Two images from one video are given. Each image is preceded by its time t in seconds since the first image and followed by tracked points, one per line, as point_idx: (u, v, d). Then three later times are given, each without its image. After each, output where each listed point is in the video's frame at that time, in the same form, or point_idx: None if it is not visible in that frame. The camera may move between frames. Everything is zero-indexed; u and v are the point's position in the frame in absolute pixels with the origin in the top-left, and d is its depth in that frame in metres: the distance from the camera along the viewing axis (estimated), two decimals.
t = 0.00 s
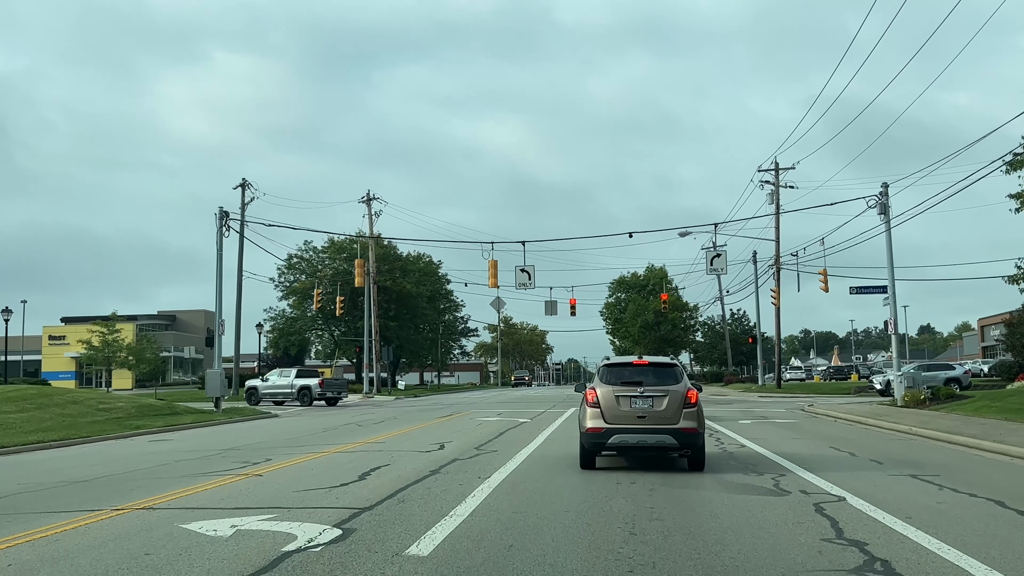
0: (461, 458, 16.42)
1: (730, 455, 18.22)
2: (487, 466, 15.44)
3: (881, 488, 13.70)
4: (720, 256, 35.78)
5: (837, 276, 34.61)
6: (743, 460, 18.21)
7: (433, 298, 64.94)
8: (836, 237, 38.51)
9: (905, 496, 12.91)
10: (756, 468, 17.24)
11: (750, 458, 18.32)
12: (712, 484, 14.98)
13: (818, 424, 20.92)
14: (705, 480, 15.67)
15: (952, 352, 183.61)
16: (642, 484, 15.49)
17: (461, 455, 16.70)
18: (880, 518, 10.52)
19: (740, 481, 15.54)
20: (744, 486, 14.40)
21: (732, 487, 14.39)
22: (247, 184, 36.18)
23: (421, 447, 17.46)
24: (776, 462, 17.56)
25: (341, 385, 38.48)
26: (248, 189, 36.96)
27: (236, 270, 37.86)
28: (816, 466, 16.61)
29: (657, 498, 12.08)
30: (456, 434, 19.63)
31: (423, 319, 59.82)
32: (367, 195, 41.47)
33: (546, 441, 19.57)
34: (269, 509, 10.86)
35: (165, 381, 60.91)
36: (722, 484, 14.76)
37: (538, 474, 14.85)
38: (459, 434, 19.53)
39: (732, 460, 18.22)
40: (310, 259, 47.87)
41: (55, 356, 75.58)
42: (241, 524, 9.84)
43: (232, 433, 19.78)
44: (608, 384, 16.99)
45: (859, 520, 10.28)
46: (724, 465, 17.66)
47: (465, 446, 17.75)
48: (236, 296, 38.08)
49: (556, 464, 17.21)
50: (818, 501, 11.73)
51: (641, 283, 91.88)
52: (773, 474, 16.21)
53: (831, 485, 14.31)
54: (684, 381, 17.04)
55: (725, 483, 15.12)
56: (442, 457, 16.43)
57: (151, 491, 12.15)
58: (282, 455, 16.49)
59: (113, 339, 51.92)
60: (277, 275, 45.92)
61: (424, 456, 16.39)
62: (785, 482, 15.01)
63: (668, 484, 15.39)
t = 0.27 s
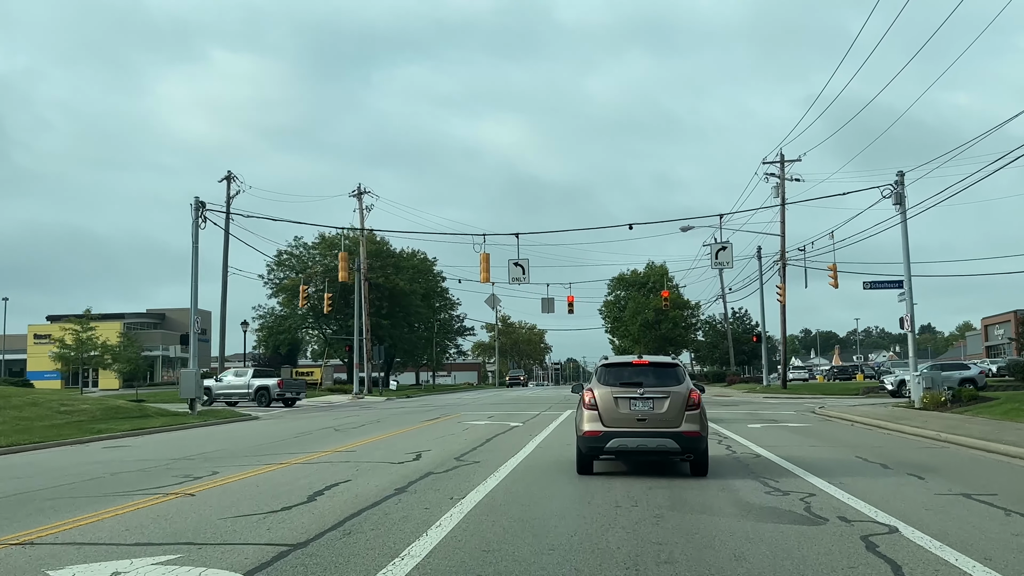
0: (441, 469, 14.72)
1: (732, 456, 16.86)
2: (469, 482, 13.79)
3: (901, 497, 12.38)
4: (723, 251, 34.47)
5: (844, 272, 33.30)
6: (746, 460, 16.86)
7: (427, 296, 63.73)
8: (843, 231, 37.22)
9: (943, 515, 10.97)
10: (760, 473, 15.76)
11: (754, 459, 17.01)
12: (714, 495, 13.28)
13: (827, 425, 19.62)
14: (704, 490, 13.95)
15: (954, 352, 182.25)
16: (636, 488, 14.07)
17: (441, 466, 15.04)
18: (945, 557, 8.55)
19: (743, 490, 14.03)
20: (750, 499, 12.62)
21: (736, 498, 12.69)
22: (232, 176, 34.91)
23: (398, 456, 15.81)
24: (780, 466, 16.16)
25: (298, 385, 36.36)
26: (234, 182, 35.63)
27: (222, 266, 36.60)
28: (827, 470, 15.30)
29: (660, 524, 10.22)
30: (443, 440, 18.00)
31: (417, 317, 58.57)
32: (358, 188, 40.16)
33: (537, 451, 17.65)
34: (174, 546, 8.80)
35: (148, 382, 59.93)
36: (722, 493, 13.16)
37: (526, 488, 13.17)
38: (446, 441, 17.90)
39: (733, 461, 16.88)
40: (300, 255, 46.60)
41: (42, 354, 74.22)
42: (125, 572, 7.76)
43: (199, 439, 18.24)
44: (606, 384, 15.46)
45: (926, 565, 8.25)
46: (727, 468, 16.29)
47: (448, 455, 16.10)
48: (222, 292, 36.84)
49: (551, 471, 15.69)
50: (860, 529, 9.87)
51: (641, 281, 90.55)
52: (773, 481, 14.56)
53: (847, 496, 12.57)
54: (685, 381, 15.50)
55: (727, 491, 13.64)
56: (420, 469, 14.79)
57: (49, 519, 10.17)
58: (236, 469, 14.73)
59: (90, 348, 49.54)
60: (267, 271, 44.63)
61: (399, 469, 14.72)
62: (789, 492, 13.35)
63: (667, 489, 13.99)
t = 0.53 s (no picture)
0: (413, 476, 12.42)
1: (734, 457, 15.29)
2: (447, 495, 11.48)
3: (929, 504, 11.01)
4: (726, 245, 33.13)
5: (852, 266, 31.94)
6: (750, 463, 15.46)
7: (421, 294, 62.54)
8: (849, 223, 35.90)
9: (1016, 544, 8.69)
10: (765, 479, 14.09)
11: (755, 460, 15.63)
12: (726, 510, 11.03)
13: (838, 423, 18.28)
14: (712, 503, 11.72)
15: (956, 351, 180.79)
16: (631, 494, 12.63)
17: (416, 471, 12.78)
18: None
19: (749, 499, 12.30)
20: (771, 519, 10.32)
21: (753, 517, 10.43)
22: (216, 168, 33.64)
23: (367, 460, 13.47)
24: (783, 469, 14.50)
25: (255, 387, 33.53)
26: (220, 174, 34.31)
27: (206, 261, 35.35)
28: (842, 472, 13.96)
29: (673, 570, 7.67)
30: (427, 437, 15.75)
31: (411, 315, 57.39)
32: (348, 181, 38.86)
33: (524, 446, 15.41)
34: None
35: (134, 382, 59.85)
36: (733, 508, 11.00)
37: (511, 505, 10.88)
38: (430, 438, 15.64)
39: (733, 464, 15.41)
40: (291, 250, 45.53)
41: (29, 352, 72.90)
42: None
43: (153, 442, 16.31)
44: (602, 383, 13.69)
45: None
46: (734, 474, 14.78)
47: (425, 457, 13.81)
48: (206, 288, 35.59)
49: (539, 472, 13.84)
50: None
51: (641, 279, 89.35)
52: (788, 495, 12.37)
53: (886, 517, 10.31)
54: (689, 381, 13.72)
55: (734, 502, 11.72)
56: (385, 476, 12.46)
57: None
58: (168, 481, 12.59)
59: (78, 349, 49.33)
60: (256, 268, 43.49)
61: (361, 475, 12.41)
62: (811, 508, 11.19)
63: (665, 496, 12.51)
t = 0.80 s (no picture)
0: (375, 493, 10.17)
1: (746, 459, 13.36)
2: (421, 514, 9.24)
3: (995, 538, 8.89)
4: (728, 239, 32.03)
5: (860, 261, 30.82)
6: (758, 443, 13.82)
7: (417, 292, 61.59)
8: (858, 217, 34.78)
9: None
10: (777, 481, 12.52)
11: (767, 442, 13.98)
12: (750, 538, 8.84)
13: (851, 423, 17.09)
14: (730, 526, 9.54)
15: (958, 351, 179.82)
16: (628, 502, 11.33)
17: (382, 488, 10.57)
18: None
19: (762, 512, 10.65)
20: (806, 555, 8.05)
21: (787, 553, 8.14)
22: (202, 159, 32.51)
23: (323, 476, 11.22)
24: (796, 475, 12.89)
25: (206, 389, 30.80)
26: (206, 166, 33.11)
27: (193, 256, 34.27)
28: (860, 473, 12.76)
29: None
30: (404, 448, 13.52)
31: (405, 314, 56.40)
32: (339, 175, 37.76)
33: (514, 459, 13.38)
34: None
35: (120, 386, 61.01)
36: (758, 538, 8.70)
37: (490, 533, 8.64)
38: (406, 449, 13.43)
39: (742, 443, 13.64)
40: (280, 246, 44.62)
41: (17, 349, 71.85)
42: None
43: (102, 452, 14.57)
44: (599, 383, 12.17)
45: None
46: (732, 456, 13.20)
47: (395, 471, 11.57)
48: (192, 283, 34.52)
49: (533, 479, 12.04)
50: None
51: (640, 276, 88.30)
52: (819, 517, 10.20)
53: (952, 556, 8.09)
54: (691, 381, 12.17)
55: (756, 528, 9.45)
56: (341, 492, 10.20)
57: None
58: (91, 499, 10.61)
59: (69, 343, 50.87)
60: (245, 265, 42.49)
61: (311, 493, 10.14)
62: (852, 536, 9.04)
63: (665, 503, 11.21)
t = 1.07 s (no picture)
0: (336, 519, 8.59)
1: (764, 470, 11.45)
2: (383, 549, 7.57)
3: None
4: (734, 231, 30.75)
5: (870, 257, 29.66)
6: (770, 447, 12.58)
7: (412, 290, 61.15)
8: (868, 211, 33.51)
9: None
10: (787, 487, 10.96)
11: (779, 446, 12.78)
12: (774, 568, 7.15)
13: (865, 426, 16.02)
14: (746, 551, 7.76)
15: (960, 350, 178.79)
16: (626, 517, 9.40)
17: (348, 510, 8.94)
18: None
19: (773, 525, 8.96)
20: None
21: None
22: (186, 152, 31.41)
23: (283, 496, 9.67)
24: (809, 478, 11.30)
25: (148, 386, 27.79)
26: (191, 158, 31.95)
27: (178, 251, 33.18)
28: (877, 468, 11.68)
29: None
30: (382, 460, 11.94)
31: (399, 311, 55.99)
32: (330, 168, 36.65)
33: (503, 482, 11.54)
34: None
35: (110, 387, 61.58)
36: None
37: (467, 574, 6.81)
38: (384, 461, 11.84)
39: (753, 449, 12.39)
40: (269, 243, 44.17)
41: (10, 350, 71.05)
42: None
43: (52, 462, 13.15)
44: (597, 385, 10.79)
45: None
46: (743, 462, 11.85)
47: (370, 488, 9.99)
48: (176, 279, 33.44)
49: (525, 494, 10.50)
50: None
51: (640, 274, 87.28)
52: (845, 534, 8.44)
53: None
54: (697, 383, 10.79)
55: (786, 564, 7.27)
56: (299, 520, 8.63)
57: None
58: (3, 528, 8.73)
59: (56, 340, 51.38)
60: (234, 262, 41.85)
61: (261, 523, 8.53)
62: None
63: (665, 512, 9.94)
